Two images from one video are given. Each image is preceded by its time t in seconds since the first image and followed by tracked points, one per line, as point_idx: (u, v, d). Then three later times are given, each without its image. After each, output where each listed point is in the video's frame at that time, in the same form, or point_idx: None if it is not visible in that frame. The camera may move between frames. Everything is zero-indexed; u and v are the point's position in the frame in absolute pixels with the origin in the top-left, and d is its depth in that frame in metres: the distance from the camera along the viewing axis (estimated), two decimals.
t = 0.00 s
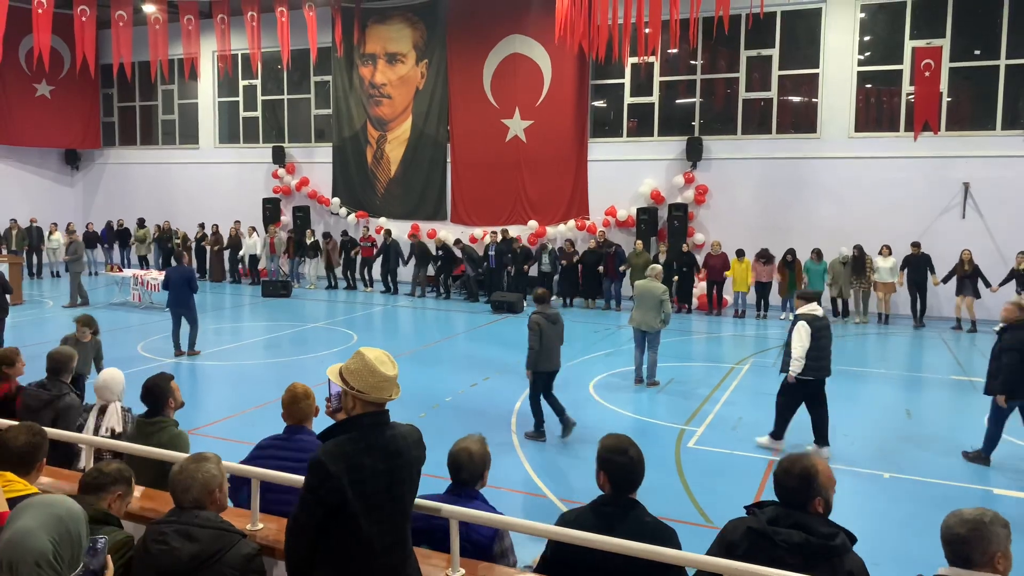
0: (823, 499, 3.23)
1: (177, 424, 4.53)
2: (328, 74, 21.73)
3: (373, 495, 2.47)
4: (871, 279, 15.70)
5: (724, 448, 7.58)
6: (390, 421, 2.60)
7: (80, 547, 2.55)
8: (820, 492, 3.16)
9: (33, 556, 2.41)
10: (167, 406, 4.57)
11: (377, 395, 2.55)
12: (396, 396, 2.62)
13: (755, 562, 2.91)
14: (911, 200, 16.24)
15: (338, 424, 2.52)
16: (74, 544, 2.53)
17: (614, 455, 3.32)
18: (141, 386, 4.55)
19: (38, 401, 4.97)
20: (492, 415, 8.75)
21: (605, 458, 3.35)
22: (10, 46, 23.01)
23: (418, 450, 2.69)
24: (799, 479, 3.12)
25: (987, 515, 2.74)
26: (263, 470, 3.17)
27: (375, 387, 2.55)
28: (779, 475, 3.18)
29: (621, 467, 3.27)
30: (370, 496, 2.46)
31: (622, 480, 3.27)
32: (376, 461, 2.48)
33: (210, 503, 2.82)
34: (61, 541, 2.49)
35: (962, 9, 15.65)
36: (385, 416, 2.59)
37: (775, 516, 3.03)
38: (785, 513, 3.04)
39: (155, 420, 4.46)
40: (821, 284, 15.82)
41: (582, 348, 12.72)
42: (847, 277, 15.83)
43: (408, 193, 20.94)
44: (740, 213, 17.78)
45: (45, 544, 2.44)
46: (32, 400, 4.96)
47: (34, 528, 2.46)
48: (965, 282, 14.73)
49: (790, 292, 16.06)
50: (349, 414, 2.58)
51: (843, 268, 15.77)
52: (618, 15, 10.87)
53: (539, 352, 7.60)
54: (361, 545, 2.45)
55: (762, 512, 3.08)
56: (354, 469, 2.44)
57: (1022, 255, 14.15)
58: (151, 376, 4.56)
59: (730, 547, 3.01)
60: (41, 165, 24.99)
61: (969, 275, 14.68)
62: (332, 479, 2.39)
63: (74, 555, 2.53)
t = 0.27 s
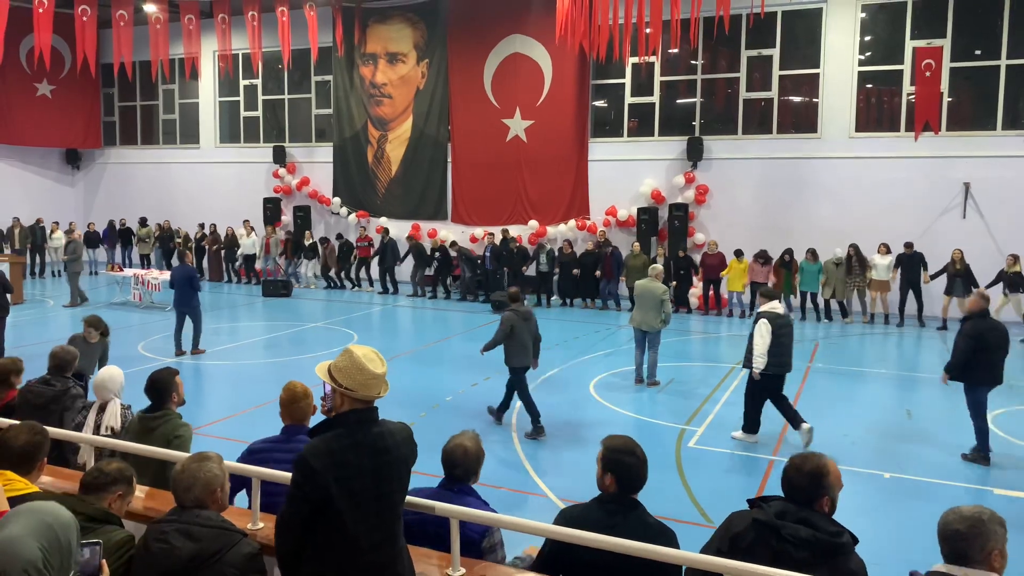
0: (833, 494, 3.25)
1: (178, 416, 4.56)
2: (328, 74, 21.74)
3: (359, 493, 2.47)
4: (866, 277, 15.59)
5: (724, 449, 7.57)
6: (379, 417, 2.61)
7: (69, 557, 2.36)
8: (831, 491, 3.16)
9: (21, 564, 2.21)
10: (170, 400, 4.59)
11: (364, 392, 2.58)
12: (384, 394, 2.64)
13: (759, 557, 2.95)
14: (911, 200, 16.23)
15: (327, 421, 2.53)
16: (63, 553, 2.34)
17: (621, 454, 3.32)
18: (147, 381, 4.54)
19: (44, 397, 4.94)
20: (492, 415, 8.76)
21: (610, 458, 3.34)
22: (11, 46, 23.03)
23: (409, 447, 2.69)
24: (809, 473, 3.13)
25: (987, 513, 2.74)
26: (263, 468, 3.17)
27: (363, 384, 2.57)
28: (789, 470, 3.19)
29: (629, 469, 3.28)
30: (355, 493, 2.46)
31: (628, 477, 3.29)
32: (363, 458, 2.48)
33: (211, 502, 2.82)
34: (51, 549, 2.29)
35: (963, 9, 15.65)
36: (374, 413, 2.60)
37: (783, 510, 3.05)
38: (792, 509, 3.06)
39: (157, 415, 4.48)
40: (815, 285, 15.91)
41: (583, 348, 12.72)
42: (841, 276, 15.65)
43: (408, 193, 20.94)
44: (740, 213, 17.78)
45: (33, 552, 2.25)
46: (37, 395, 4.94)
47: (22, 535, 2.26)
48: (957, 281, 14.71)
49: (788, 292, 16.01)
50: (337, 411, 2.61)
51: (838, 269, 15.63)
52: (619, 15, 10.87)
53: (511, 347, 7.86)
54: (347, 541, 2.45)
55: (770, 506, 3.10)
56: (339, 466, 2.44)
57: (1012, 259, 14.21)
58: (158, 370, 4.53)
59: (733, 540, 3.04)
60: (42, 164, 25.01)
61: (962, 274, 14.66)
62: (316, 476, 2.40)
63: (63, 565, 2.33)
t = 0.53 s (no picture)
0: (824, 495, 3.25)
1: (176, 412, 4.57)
2: (329, 74, 21.74)
3: (342, 490, 2.47)
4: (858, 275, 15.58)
5: (724, 449, 7.56)
6: (366, 414, 2.62)
7: (63, 560, 2.21)
8: (823, 491, 3.20)
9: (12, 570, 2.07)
10: (168, 397, 4.62)
11: (347, 389, 2.60)
12: (370, 390, 2.66)
13: (745, 552, 2.94)
14: (911, 200, 16.24)
15: (313, 419, 2.58)
16: (57, 556, 2.20)
17: (612, 453, 3.34)
18: (146, 377, 4.60)
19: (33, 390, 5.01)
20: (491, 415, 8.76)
21: (600, 457, 3.35)
22: (11, 46, 23.02)
23: (400, 444, 2.68)
24: (802, 474, 3.18)
25: (966, 516, 2.77)
26: (264, 468, 3.17)
27: (345, 381, 2.61)
28: (783, 469, 3.24)
29: (619, 469, 3.30)
30: (338, 489, 2.47)
31: (619, 476, 3.31)
32: (346, 454, 2.50)
33: (212, 502, 2.82)
34: (42, 554, 2.15)
35: (962, 8, 15.66)
36: (360, 409, 2.61)
37: (770, 508, 3.05)
38: (782, 507, 3.05)
39: (154, 411, 4.50)
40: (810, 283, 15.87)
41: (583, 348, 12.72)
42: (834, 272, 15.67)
43: (408, 193, 20.94)
44: (740, 213, 17.78)
45: (24, 557, 2.10)
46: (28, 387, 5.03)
47: (11, 539, 2.11)
48: (947, 277, 14.78)
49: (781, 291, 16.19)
50: (324, 409, 2.65)
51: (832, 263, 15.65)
52: (619, 15, 10.87)
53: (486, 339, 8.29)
54: (331, 537, 2.46)
55: (759, 504, 3.10)
56: (322, 462, 2.47)
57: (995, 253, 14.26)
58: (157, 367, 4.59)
59: (720, 535, 3.04)
60: (42, 164, 25.00)
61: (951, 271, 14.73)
62: (298, 472, 2.44)
63: (57, 569, 2.19)
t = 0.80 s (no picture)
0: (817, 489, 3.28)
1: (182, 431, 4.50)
2: (329, 73, 21.74)
3: (327, 486, 2.48)
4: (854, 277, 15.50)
5: (725, 449, 7.55)
6: (354, 410, 2.62)
7: (61, 564, 2.20)
8: (818, 485, 3.24)
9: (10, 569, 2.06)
10: (177, 413, 4.58)
11: (333, 387, 2.57)
12: (357, 387, 2.63)
13: (745, 549, 2.93)
14: (911, 200, 16.24)
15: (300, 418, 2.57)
16: (55, 559, 2.18)
17: (614, 451, 3.35)
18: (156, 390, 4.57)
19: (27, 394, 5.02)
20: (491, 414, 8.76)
21: (603, 454, 3.37)
22: (11, 45, 23.02)
23: (389, 439, 2.67)
24: (796, 470, 3.23)
25: (959, 509, 2.79)
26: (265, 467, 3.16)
27: (330, 379, 2.57)
28: (778, 465, 3.29)
29: (621, 465, 3.32)
30: (323, 486, 2.47)
31: (620, 473, 3.32)
32: (331, 451, 2.49)
33: (212, 501, 2.81)
34: (41, 556, 2.14)
35: (962, 8, 15.65)
36: (347, 407, 2.60)
37: (768, 503, 3.04)
38: (779, 502, 3.05)
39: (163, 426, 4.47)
40: (807, 283, 15.75)
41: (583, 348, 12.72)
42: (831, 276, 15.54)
43: (408, 193, 20.94)
44: (740, 213, 17.78)
45: (22, 559, 2.08)
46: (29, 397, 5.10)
47: (11, 541, 2.10)
48: (940, 280, 14.87)
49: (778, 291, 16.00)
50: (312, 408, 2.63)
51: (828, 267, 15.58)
52: (620, 15, 10.87)
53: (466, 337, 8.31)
54: (318, 534, 2.47)
55: (756, 499, 3.10)
56: (306, 460, 2.47)
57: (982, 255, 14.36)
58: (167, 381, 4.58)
59: (719, 532, 3.03)
60: (42, 164, 24.99)
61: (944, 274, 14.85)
62: (283, 470, 2.45)
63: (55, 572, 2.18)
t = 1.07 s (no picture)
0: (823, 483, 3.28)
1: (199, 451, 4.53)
2: (328, 73, 21.73)
3: (327, 486, 2.48)
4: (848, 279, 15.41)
5: (725, 448, 7.56)
6: (355, 410, 2.62)
7: (60, 565, 2.20)
8: (826, 481, 3.26)
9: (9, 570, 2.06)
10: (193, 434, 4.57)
11: (333, 387, 2.58)
12: (358, 387, 2.64)
13: (754, 549, 2.93)
14: (911, 199, 16.23)
15: (301, 419, 2.58)
16: (54, 560, 2.18)
17: (625, 452, 3.40)
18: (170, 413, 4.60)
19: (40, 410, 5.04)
20: (492, 414, 8.77)
21: (616, 456, 3.41)
22: (10, 45, 23.01)
23: (390, 438, 2.67)
24: (803, 466, 3.23)
25: (973, 509, 2.80)
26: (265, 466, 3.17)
27: (331, 378, 2.58)
28: (785, 461, 3.29)
29: (630, 465, 3.35)
30: (322, 486, 2.48)
31: (629, 474, 3.34)
32: (331, 451, 2.50)
33: (213, 501, 2.81)
34: (40, 556, 2.13)
35: (962, 7, 15.65)
36: (348, 406, 2.60)
37: (776, 501, 3.03)
38: (787, 499, 3.04)
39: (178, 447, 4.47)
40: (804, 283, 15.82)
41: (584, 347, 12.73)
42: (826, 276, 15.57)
43: (408, 193, 20.94)
44: (740, 212, 17.78)
45: (20, 559, 2.08)
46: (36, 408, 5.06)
47: (9, 541, 2.10)
48: (933, 280, 14.83)
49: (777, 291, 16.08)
50: (314, 408, 2.64)
51: (823, 266, 15.60)
52: (620, 14, 10.87)
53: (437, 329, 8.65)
54: (318, 534, 2.47)
55: (764, 498, 3.09)
56: (306, 460, 2.48)
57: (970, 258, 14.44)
58: (180, 404, 4.59)
59: (728, 533, 3.03)
60: (42, 164, 24.98)
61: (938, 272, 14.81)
62: (283, 470, 2.47)
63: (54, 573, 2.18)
